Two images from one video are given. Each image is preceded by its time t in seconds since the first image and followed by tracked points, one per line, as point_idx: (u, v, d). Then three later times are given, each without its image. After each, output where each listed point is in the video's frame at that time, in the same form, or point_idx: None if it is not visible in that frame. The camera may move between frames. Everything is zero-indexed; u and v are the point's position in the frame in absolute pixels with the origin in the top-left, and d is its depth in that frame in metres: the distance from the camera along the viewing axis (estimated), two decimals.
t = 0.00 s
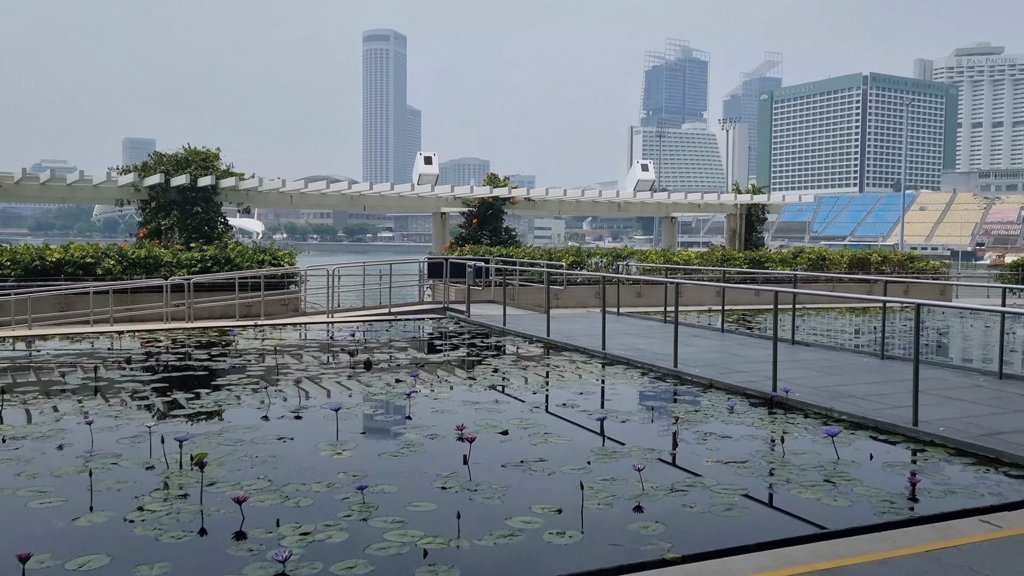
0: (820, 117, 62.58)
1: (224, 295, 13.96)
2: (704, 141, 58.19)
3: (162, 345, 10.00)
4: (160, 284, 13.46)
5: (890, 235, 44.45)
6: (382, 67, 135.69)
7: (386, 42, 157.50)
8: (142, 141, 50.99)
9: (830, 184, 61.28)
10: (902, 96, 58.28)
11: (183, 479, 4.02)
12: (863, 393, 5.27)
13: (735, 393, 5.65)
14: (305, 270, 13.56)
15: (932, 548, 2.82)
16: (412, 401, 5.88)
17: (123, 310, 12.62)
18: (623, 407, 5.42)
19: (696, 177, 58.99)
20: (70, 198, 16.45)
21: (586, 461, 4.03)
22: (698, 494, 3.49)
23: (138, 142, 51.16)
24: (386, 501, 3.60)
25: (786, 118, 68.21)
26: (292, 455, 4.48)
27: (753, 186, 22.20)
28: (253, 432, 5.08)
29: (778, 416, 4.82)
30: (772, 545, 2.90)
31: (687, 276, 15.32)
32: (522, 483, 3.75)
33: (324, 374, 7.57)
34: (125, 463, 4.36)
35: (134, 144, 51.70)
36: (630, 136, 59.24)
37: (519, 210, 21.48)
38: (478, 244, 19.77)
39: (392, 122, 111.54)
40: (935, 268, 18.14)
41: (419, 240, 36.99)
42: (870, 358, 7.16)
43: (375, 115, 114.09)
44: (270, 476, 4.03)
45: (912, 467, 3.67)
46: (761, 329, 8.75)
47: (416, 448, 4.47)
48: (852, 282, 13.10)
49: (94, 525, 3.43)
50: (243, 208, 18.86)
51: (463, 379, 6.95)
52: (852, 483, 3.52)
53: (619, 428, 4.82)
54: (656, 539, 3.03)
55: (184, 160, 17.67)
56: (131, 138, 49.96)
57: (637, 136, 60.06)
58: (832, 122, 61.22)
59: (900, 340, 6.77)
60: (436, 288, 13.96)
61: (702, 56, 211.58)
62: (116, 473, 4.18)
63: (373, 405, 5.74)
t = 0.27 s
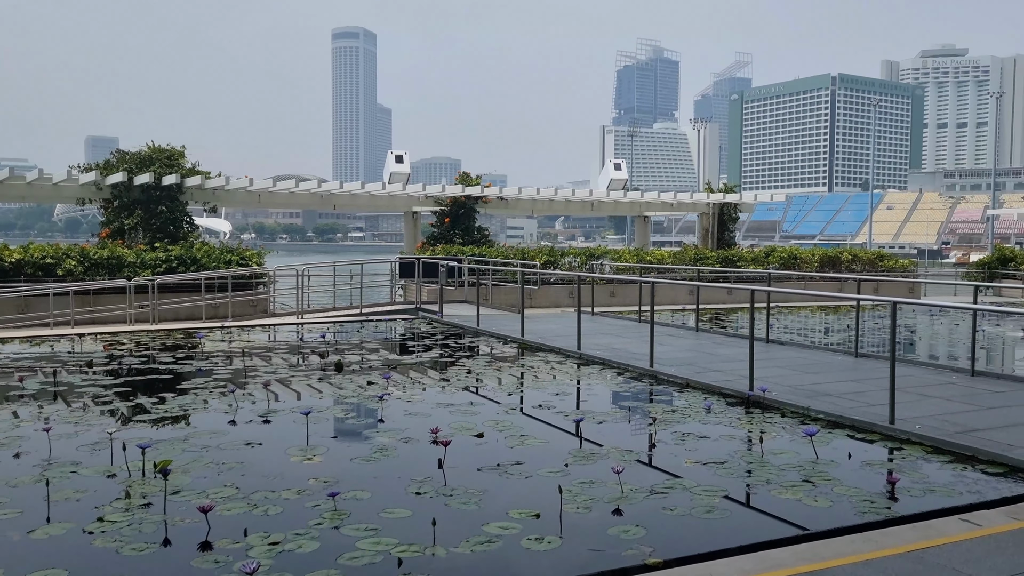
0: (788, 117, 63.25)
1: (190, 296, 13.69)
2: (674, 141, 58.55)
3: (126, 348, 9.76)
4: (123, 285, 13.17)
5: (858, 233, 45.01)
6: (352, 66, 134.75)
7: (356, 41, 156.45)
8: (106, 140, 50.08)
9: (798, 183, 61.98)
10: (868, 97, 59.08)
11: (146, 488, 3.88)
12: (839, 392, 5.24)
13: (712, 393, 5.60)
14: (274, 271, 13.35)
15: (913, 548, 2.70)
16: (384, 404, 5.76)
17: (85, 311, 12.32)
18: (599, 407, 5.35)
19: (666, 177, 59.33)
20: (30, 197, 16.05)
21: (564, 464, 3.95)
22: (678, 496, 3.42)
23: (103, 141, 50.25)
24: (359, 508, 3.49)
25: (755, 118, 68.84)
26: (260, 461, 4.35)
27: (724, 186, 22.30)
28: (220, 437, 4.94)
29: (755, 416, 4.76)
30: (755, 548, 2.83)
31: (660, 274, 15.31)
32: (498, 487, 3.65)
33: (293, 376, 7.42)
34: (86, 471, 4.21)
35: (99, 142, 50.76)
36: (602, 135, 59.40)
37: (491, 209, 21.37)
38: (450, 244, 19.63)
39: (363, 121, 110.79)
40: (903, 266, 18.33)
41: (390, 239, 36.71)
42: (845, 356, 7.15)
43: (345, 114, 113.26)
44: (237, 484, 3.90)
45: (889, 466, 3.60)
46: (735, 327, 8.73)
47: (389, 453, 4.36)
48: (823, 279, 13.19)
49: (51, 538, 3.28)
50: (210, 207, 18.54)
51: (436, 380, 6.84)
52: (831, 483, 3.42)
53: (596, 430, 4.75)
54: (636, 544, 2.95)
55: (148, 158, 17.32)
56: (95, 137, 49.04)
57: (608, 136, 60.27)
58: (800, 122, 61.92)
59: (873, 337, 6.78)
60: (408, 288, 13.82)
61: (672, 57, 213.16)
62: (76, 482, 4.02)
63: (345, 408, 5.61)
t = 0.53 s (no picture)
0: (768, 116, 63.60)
1: (168, 296, 13.49)
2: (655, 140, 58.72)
3: (101, 349, 9.58)
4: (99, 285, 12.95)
5: (837, 232, 45.39)
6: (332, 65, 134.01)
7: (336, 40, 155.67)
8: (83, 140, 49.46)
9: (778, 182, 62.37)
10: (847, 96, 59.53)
11: (117, 493, 3.77)
12: (823, 390, 5.22)
13: (695, 392, 5.56)
14: (253, 270, 13.19)
15: (901, 549, 2.66)
16: (363, 406, 5.67)
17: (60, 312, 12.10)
18: (581, 408, 5.29)
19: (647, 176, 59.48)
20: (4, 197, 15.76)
21: (546, 466, 3.89)
22: (662, 498, 3.36)
23: (79, 140, 49.62)
24: (337, 513, 3.40)
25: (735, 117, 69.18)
26: (236, 464, 4.25)
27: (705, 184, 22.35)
28: (195, 440, 4.82)
29: (739, 416, 4.72)
30: (741, 551, 2.78)
31: (641, 273, 15.29)
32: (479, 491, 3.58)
33: (271, 377, 7.30)
34: (55, 476, 4.09)
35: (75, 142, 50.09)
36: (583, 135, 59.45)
37: (472, 208, 21.28)
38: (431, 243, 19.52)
39: (343, 120, 110.19)
40: (883, 264, 18.45)
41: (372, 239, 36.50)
42: (826, 355, 7.15)
43: (325, 113, 112.62)
44: (212, 489, 3.80)
45: (875, 466, 3.57)
46: (717, 326, 8.72)
47: (368, 455, 4.27)
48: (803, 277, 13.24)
49: (16, 546, 3.17)
50: (188, 207, 18.31)
51: (416, 381, 6.76)
52: (817, 484, 3.38)
53: (579, 430, 4.69)
54: (620, 548, 2.89)
55: (124, 157, 17.07)
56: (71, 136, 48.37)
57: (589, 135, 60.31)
58: (780, 122, 62.31)
59: (855, 335, 6.77)
60: (389, 288, 13.71)
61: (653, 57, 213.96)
62: (45, 488, 3.90)
63: (323, 410, 5.51)
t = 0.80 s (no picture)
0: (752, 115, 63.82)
1: (149, 297, 13.31)
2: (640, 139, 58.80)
3: (78, 351, 9.41)
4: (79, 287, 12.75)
5: (821, 230, 45.61)
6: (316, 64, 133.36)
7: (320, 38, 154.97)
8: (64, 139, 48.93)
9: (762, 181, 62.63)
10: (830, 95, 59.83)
11: (86, 501, 3.65)
12: (808, 389, 5.17)
13: (679, 392, 5.49)
14: (235, 271, 13.03)
15: (888, 555, 2.60)
16: (343, 408, 5.56)
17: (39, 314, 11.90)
18: (564, 409, 5.21)
19: (632, 175, 59.54)
20: None
21: (528, 470, 3.80)
22: (645, 503, 3.28)
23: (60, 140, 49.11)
24: (312, 521, 3.30)
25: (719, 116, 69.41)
26: (210, 470, 4.14)
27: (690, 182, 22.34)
28: (169, 445, 4.71)
29: (723, 416, 4.66)
30: (726, 558, 2.70)
31: (626, 272, 15.24)
32: (458, 496, 3.49)
33: (251, 379, 7.17)
34: (22, 484, 3.96)
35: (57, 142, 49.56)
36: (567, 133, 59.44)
37: (456, 207, 21.18)
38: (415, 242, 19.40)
39: (328, 119, 109.70)
40: (867, 261, 18.50)
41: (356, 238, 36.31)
42: (811, 353, 7.10)
43: (309, 112, 112.07)
44: (184, 497, 3.69)
45: (861, 468, 3.50)
46: (701, 324, 8.67)
47: (346, 460, 4.17)
48: (787, 275, 13.24)
49: None
50: (170, 207, 18.09)
51: (398, 382, 6.65)
52: (802, 487, 3.31)
53: (561, 432, 4.61)
54: (602, 556, 2.80)
55: (104, 157, 16.84)
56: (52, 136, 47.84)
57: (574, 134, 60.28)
58: (764, 120, 62.55)
59: (840, 333, 6.73)
60: (372, 287, 13.58)
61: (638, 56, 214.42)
62: (11, 497, 3.78)
63: (301, 413, 5.40)
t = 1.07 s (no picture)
0: (733, 114, 64.10)
1: (125, 299, 13.09)
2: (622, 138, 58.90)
3: (50, 355, 9.21)
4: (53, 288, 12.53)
5: (802, 229, 45.88)
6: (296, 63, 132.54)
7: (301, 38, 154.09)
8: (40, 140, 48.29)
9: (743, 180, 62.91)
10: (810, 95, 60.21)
11: (50, 512, 3.53)
12: (791, 390, 5.12)
13: (661, 394, 5.43)
14: (212, 272, 12.85)
15: (873, 562, 2.53)
16: (319, 412, 5.45)
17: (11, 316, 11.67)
18: (544, 412, 5.13)
19: (614, 175, 59.63)
20: None
21: (507, 476, 3.72)
22: (626, 508, 3.20)
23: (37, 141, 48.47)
24: (283, 531, 3.20)
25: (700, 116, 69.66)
26: (179, 478, 4.02)
27: (671, 182, 22.34)
28: (139, 452, 4.58)
29: (705, 418, 4.60)
30: (707, 566, 2.63)
31: (608, 271, 15.20)
32: (435, 503, 3.40)
33: (226, 383, 7.03)
34: None
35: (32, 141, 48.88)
36: (549, 133, 59.43)
37: (437, 207, 21.05)
38: (395, 243, 19.26)
39: (309, 119, 109.04)
40: (847, 260, 18.56)
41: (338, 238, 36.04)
42: (794, 353, 7.07)
43: (290, 111, 111.33)
44: (151, 506, 3.57)
45: (845, 470, 3.45)
46: (683, 324, 8.61)
47: (320, 465, 4.07)
48: (768, 274, 13.24)
49: None
50: (147, 207, 17.84)
51: (376, 385, 6.54)
52: (786, 491, 3.25)
53: (541, 436, 4.52)
54: (582, 565, 2.72)
55: (80, 157, 16.58)
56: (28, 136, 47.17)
57: (556, 134, 60.26)
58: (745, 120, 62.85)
59: (822, 333, 6.70)
60: (352, 288, 13.45)
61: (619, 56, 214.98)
62: None
63: (276, 417, 5.28)
